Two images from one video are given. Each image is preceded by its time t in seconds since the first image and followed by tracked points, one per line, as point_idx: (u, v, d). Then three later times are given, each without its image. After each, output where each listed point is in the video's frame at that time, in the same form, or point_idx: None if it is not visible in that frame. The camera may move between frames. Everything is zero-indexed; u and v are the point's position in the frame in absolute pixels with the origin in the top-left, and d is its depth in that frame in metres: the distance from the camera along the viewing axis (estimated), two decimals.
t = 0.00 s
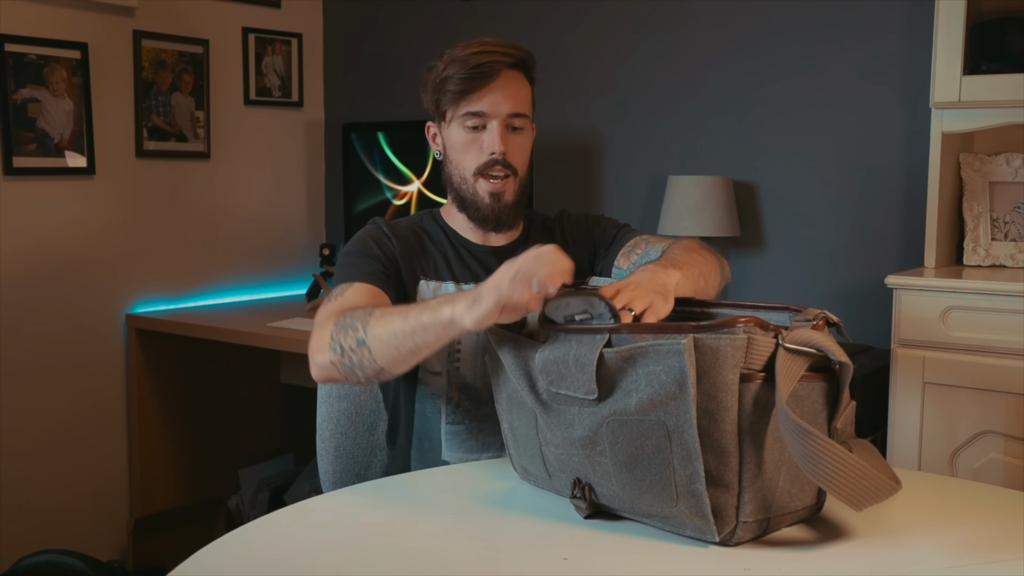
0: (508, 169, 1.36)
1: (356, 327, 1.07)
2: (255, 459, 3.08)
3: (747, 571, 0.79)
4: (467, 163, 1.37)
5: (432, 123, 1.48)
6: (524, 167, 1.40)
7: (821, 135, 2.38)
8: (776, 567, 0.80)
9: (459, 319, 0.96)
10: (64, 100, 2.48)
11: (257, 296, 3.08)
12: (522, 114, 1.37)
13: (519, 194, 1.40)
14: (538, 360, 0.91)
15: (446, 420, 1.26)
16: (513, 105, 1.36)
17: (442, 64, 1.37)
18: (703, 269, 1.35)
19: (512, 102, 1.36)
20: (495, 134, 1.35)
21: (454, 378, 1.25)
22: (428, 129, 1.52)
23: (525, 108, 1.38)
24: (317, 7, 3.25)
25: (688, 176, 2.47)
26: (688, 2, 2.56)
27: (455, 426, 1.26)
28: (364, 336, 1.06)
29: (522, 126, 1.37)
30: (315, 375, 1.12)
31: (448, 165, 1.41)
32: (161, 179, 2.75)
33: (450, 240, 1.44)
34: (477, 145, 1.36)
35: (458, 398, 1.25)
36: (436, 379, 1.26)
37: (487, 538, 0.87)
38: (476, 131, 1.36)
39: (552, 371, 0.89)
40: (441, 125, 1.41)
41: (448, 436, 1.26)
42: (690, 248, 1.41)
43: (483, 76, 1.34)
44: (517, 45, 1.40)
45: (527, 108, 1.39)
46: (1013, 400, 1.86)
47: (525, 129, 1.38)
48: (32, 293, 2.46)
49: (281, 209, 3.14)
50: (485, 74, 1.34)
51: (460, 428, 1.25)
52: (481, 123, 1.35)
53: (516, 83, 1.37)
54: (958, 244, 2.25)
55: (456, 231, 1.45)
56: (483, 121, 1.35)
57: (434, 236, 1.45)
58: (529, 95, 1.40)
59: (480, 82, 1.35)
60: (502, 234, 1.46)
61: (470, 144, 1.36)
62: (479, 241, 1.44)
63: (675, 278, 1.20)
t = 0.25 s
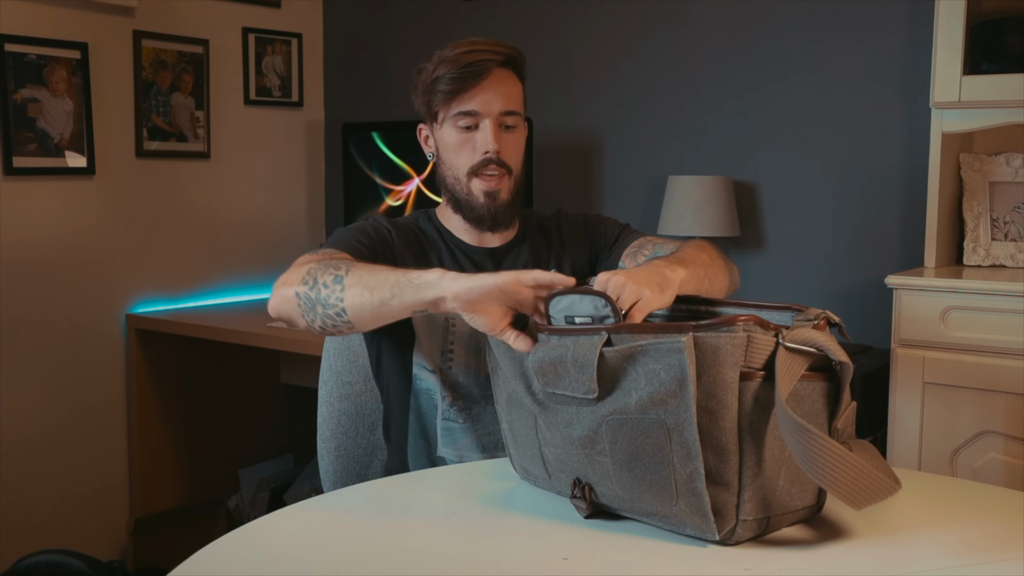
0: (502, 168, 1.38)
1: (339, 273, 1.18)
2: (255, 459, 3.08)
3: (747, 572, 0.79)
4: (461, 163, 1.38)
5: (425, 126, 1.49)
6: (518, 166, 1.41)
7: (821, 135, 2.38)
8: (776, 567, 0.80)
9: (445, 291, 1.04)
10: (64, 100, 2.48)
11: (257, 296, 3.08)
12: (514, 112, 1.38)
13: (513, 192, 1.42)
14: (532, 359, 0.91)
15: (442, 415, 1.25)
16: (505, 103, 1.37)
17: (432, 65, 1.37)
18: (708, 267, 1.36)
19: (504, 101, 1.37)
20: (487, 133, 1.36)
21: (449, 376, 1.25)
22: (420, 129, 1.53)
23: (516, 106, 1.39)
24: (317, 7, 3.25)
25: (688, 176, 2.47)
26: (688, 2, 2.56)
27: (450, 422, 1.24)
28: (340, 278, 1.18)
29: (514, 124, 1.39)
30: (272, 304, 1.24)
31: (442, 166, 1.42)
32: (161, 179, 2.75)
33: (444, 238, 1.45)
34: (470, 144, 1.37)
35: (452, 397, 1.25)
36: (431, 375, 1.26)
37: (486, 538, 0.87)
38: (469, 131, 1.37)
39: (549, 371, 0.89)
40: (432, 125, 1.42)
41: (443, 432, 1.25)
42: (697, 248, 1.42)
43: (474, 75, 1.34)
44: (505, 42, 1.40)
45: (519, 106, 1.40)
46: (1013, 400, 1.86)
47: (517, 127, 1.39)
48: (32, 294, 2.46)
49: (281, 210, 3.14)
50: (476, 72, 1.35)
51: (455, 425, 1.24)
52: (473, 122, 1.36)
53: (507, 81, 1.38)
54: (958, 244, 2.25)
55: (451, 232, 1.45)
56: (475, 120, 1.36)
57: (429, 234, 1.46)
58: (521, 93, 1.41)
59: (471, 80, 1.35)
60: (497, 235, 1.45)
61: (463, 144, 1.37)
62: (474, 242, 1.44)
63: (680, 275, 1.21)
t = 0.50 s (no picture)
0: (494, 171, 1.38)
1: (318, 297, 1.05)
2: (255, 460, 3.08)
3: (748, 571, 0.79)
4: (454, 168, 1.38)
5: (414, 131, 1.49)
6: (510, 166, 1.42)
7: (821, 135, 2.38)
8: (777, 567, 0.80)
9: (413, 320, 0.92)
10: (64, 100, 2.48)
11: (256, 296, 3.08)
12: (504, 112, 1.38)
13: (508, 192, 1.42)
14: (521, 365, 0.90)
15: (440, 425, 1.25)
16: (493, 104, 1.36)
17: (417, 69, 1.38)
18: (725, 267, 1.36)
19: (493, 102, 1.36)
20: (477, 135, 1.36)
21: (446, 385, 1.24)
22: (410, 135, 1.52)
23: (506, 106, 1.39)
24: (317, 7, 3.25)
25: (688, 176, 2.47)
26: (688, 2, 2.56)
27: (449, 431, 1.25)
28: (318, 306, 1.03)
29: (504, 125, 1.38)
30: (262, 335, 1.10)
31: (435, 170, 1.42)
32: (160, 179, 2.75)
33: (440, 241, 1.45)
34: (461, 148, 1.37)
35: (450, 404, 1.25)
36: (428, 384, 1.25)
37: (486, 538, 0.87)
38: (459, 134, 1.37)
39: (541, 374, 0.88)
40: (421, 130, 1.42)
41: (442, 441, 1.25)
42: (716, 253, 1.42)
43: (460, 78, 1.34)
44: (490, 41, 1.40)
45: (508, 105, 1.39)
46: (1013, 400, 1.86)
47: (507, 127, 1.39)
48: (32, 294, 2.46)
49: (281, 210, 3.14)
50: (462, 75, 1.34)
51: (453, 433, 1.24)
52: (462, 125, 1.36)
53: (495, 81, 1.37)
54: (958, 244, 2.25)
55: (446, 235, 1.45)
56: (465, 123, 1.36)
57: (426, 237, 1.46)
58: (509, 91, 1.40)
59: (458, 83, 1.35)
60: (493, 237, 1.46)
61: (454, 148, 1.37)
62: (471, 245, 1.45)
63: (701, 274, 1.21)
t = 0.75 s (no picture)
0: (499, 171, 1.38)
1: (325, 368, 1.06)
2: (255, 460, 3.07)
3: (747, 571, 0.79)
4: (457, 167, 1.39)
5: (422, 130, 1.50)
6: (516, 167, 1.42)
7: (820, 135, 2.38)
8: (777, 567, 0.80)
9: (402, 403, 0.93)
10: (64, 100, 2.48)
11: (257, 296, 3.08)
12: (510, 113, 1.39)
13: (513, 194, 1.42)
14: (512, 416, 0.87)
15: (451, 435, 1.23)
16: (499, 104, 1.37)
17: (425, 68, 1.39)
18: (698, 241, 1.37)
19: (498, 102, 1.37)
20: (481, 135, 1.37)
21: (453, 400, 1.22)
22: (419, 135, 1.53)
23: (512, 106, 1.40)
24: (317, 7, 3.25)
25: (688, 176, 2.47)
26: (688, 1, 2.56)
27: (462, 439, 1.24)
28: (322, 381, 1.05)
29: (509, 124, 1.40)
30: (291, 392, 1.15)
31: (439, 169, 1.43)
32: (161, 179, 2.75)
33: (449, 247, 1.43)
34: (465, 148, 1.38)
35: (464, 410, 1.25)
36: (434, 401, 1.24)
37: (485, 539, 0.87)
38: (463, 134, 1.38)
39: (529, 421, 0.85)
40: (429, 130, 1.43)
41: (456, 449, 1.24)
42: (683, 226, 1.43)
43: (466, 78, 1.36)
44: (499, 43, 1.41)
45: (515, 106, 1.40)
46: (1013, 400, 1.86)
47: (513, 127, 1.40)
48: (32, 294, 2.46)
49: (281, 209, 3.14)
50: (469, 74, 1.36)
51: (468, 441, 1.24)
52: (466, 125, 1.38)
53: (501, 81, 1.38)
54: (958, 244, 2.25)
55: (455, 237, 1.44)
56: (469, 123, 1.38)
57: (433, 242, 1.44)
58: (517, 92, 1.41)
59: (463, 84, 1.36)
60: (501, 238, 1.45)
61: (458, 148, 1.39)
62: (479, 246, 1.43)
63: (672, 262, 1.19)
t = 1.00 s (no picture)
0: (501, 171, 1.38)
1: (350, 392, 1.04)
2: (255, 460, 3.07)
3: (748, 571, 0.79)
4: (460, 166, 1.39)
5: (428, 129, 1.50)
6: (520, 168, 1.41)
7: (821, 135, 2.38)
8: (777, 567, 0.80)
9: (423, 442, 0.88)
10: (64, 100, 2.48)
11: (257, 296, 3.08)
12: (515, 113, 1.38)
13: (516, 195, 1.41)
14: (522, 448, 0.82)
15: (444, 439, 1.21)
16: (503, 104, 1.37)
17: (432, 67, 1.39)
18: (675, 235, 1.33)
19: (503, 101, 1.37)
20: (485, 134, 1.37)
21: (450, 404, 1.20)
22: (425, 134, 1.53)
23: (517, 107, 1.39)
24: (317, 7, 3.25)
25: (688, 176, 2.47)
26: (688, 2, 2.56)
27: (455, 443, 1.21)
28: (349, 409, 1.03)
29: (514, 125, 1.39)
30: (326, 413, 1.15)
31: (443, 168, 1.43)
32: (161, 179, 2.75)
33: (453, 248, 1.44)
34: (468, 146, 1.38)
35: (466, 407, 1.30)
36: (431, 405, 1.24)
37: (484, 540, 0.87)
38: (466, 133, 1.38)
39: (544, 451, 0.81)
40: (434, 128, 1.44)
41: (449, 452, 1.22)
42: (655, 217, 1.39)
43: (471, 76, 1.35)
44: (507, 44, 1.41)
45: (520, 107, 1.40)
46: (1013, 400, 1.86)
47: (518, 128, 1.39)
48: (31, 294, 2.46)
49: (281, 209, 3.14)
50: (474, 73, 1.36)
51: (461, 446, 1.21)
52: (470, 124, 1.37)
53: (507, 82, 1.38)
54: (958, 244, 2.25)
55: (456, 238, 1.44)
56: (473, 122, 1.37)
57: (436, 243, 1.44)
58: (523, 93, 1.41)
59: (468, 82, 1.36)
60: (502, 240, 1.46)
61: (462, 146, 1.39)
62: (479, 246, 1.44)
63: (654, 258, 1.15)
